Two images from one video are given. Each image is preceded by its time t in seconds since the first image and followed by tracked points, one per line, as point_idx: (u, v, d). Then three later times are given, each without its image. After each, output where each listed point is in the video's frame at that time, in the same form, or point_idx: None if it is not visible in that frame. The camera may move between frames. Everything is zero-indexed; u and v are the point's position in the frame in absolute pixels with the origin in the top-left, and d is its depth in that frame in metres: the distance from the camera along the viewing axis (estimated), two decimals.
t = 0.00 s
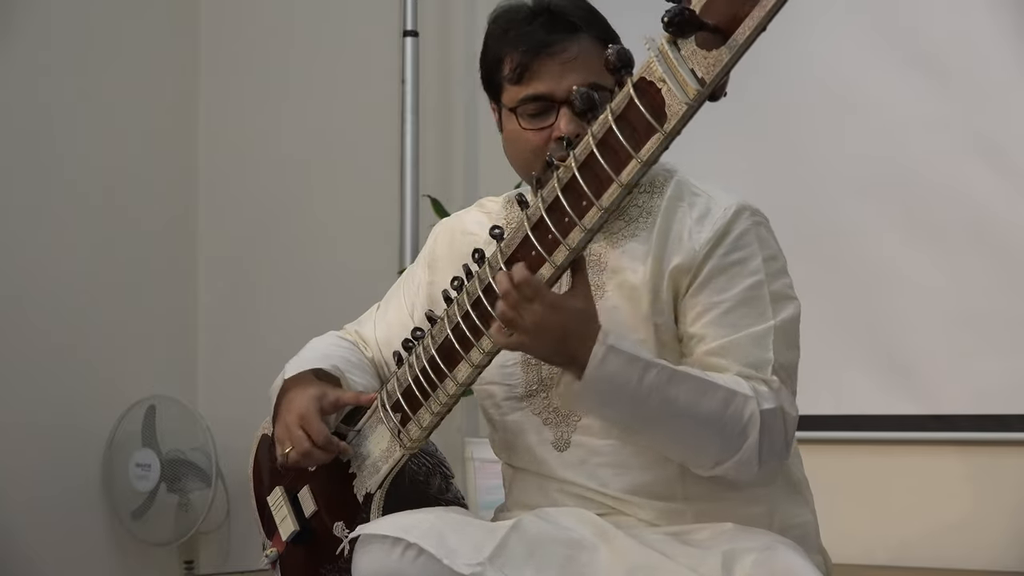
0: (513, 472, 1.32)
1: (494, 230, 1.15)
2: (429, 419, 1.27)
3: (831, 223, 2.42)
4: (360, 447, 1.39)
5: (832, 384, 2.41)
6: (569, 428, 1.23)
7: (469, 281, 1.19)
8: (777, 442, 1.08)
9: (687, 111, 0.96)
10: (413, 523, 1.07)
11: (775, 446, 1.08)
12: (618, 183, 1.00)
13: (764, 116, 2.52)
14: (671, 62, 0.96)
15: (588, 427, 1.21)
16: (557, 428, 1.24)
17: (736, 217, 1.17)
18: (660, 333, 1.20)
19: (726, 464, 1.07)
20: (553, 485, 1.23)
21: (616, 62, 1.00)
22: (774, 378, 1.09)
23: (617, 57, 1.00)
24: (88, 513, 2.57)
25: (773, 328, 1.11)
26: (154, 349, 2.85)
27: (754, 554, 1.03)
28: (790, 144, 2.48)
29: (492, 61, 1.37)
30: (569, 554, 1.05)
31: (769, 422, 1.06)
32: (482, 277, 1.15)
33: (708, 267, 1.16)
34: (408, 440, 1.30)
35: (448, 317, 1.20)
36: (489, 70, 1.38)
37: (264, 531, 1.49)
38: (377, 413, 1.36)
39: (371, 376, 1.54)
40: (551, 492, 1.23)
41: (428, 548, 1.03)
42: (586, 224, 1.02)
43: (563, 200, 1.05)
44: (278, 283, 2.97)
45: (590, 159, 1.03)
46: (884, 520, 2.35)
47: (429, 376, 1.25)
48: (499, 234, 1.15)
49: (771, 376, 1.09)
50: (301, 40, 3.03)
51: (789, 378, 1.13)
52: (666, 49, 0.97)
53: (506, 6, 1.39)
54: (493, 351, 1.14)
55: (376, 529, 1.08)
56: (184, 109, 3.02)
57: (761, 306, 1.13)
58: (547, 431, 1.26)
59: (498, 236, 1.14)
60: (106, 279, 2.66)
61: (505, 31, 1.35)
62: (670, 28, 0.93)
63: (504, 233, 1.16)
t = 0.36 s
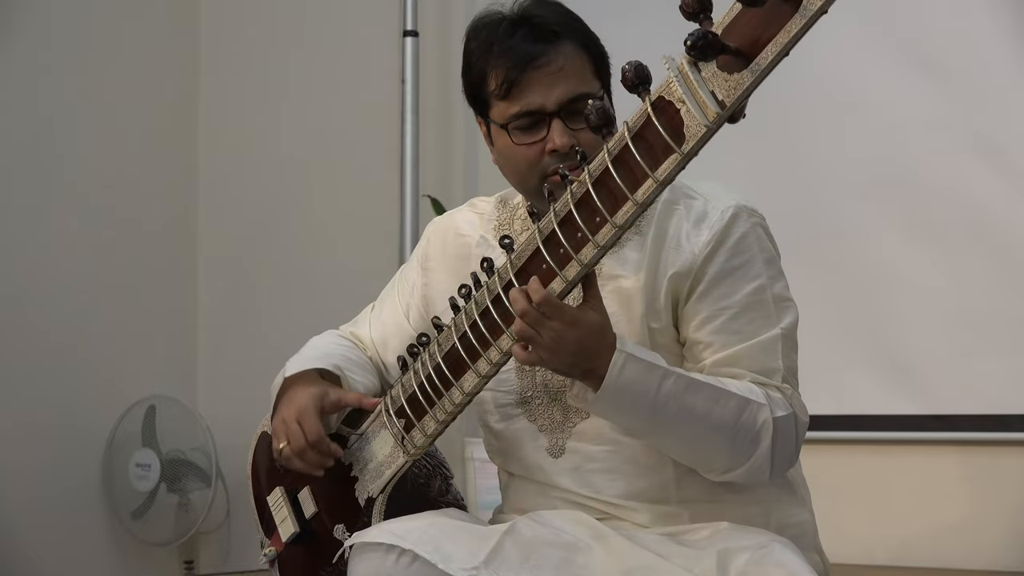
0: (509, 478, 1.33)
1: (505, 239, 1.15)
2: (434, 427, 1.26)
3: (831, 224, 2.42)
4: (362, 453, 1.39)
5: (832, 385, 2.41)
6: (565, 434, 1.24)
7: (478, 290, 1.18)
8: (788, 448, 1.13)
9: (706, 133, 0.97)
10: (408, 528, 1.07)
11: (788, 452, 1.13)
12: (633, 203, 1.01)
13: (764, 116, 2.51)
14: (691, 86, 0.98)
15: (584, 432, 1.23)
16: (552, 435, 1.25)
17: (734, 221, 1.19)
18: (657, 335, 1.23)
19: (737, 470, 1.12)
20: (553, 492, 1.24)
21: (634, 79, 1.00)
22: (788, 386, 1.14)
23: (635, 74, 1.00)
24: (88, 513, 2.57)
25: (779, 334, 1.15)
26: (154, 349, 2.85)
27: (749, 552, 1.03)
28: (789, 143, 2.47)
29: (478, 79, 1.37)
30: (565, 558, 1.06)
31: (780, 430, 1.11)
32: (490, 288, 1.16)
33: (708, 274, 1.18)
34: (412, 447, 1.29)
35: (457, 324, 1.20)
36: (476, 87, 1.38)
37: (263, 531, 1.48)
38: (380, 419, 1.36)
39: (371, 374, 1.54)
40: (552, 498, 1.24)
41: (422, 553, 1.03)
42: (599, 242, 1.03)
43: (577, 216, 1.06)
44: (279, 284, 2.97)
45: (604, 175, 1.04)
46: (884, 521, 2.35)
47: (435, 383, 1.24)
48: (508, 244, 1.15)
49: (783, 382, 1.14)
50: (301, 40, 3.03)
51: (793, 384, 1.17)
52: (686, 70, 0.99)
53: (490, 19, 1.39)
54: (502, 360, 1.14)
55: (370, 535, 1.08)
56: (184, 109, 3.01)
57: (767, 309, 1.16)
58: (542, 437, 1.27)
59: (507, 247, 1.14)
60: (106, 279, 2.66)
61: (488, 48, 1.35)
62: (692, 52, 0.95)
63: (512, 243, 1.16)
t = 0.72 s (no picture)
0: (510, 478, 1.33)
1: (505, 240, 1.14)
2: (434, 428, 1.26)
3: (831, 224, 2.42)
4: (363, 453, 1.39)
5: (832, 385, 2.41)
6: (567, 435, 1.24)
7: (479, 292, 1.19)
8: (789, 448, 1.13)
9: (707, 138, 0.98)
10: (407, 530, 1.07)
11: (789, 451, 1.13)
12: (633, 205, 1.01)
13: (764, 116, 2.51)
14: (694, 89, 0.98)
15: (585, 432, 1.23)
16: (553, 435, 1.25)
17: (735, 220, 1.19)
18: (658, 335, 1.23)
19: (738, 469, 1.12)
20: (554, 492, 1.24)
21: (637, 82, 1.01)
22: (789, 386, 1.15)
23: (638, 77, 1.01)
24: (88, 513, 2.57)
25: (779, 334, 1.15)
26: (154, 349, 2.85)
27: (749, 551, 1.03)
28: (790, 144, 2.47)
29: (479, 81, 1.37)
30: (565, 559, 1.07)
31: (781, 430, 1.11)
32: (491, 290, 1.16)
33: (709, 273, 1.18)
34: (412, 448, 1.29)
35: (458, 326, 1.20)
36: (478, 91, 1.38)
37: (264, 530, 1.48)
38: (381, 420, 1.36)
39: (372, 374, 1.54)
40: (553, 498, 1.25)
41: (422, 555, 1.03)
42: (600, 244, 1.04)
43: (578, 218, 1.06)
44: (279, 284, 2.97)
45: (606, 178, 1.04)
46: (884, 520, 2.35)
47: (435, 385, 1.24)
48: (509, 245, 1.14)
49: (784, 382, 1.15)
50: (301, 40, 3.03)
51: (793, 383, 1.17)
52: (688, 73, 0.99)
53: (487, 20, 1.39)
54: (502, 361, 1.14)
55: (370, 537, 1.08)
56: (183, 110, 3.01)
57: (767, 308, 1.16)
58: (543, 437, 1.27)
59: (508, 249, 1.14)
60: (106, 279, 2.66)
61: (488, 49, 1.35)
62: (695, 56, 0.95)
63: (514, 245, 1.16)
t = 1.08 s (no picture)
0: (508, 476, 1.33)
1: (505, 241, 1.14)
2: (434, 428, 1.26)
3: (830, 224, 2.42)
4: (363, 453, 1.39)
5: (832, 385, 2.41)
6: (566, 432, 1.24)
7: (479, 292, 1.18)
8: (785, 444, 1.14)
9: (708, 138, 0.98)
10: (407, 531, 1.07)
11: (785, 446, 1.14)
12: (634, 206, 1.01)
13: (765, 116, 2.51)
14: (695, 89, 0.98)
15: (584, 430, 1.23)
16: (552, 433, 1.25)
17: (732, 214, 1.20)
18: (658, 330, 1.23)
19: (736, 465, 1.12)
20: (554, 491, 1.24)
21: (637, 82, 1.01)
22: (785, 380, 1.15)
23: (638, 77, 1.01)
24: (88, 513, 2.57)
25: (778, 329, 1.15)
26: (154, 349, 2.85)
27: (748, 551, 1.03)
28: (790, 145, 2.47)
29: (478, 82, 1.37)
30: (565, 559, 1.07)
31: (777, 426, 1.12)
32: (491, 290, 1.16)
33: (708, 267, 1.18)
34: (412, 448, 1.29)
35: (458, 326, 1.20)
36: (478, 92, 1.38)
37: (263, 529, 1.48)
38: (380, 420, 1.36)
39: (371, 373, 1.54)
40: (552, 497, 1.25)
41: (422, 555, 1.03)
42: (601, 245, 1.04)
43: (578, 218, 1.06)
44: (278, 283, 2.97)
45: (606, 178, 1.04)
46: (884, 520, 2.35)
47: (435, 385, 1.24)
48: (509, 246, 1.14)
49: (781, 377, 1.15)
50: (301, 40, 3.03)
51: (791, 379, 1.17)
52: (688, 74, 0.99)
53: (486, 21, 1.39)
54: (503, 361, 1.14)
55: (370, 537, 1.08)
56: (184, 110, 3.02)
57: (765, 302, 1.16)
58: (542, 436, 1.27)
59: (508, 249, 1.14)
60: (106, 279, 2.66)
61: (487, 50, 1.35)
62: (695, 56, 0.95)
63: (514, 245, 1.15)
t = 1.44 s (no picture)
0: (509, 475, 1.33)
1: (506, 240, 1.14)
2: (436, 427, 1.26)
3: (830, 223, 2.42)
4: (363, 452, 1.39)
5: (832, 385, 2.41)
6: (567, 432, 1.24)
7: (481, 291, 1.18)
8: (786, 444, 1.14)
9: (712, 137, 0.98)
10: (406, 530, 1.07)
11: (785, 447, 1.14)
12: (638, 205, 1.01)
13: (765, 116, 2.51)
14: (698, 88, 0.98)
15: (584, 430, 1.23)
16: (553, 434, 1.25)
17: (736, 216, 1.20)
18: (659, 330, 1.23)
19: (735, 466, 1.13)
20: (554, 491, 1.24)
21: (642, 82, 1.01)
22: (786, 381, 1.15)
23: (642, 77, 1.01)
24: (88, 513, 2.57)
25: (779, 331, 1.15)
26: (154, 349, 2.85)
27: (748, 551, 1.03)
28: (790, 146, 2.47)
29: (479, 82, 1.37)
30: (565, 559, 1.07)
31: (777, 426, 1.12)
32: (495, 289, 1.15)
33: (710, 268, 1.18)
34: (414, 447, 1.29)
35: (459, 325, 1.20)
36: (478, 92, 1.38)
37: (263, 529, 1.48)
38: (382, 419, 1.36)
39: (372, 374, 1.54)
40: (552, 497, 1.24)
41: (422, 555, 1.03)
42: (604, 244, 1.04)
43: (581, 218, 1.06)
44: (278, 283, 2.97)
45: (610, 177, 1.04)
46: (884, 520, 2.35)
47: (437, 384, 1.24)
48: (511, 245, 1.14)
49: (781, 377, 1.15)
50: (301, 40, 3.03)
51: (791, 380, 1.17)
52: (692, 73, 0.98)
53: (486, 22, 1.39)
54: (504, 360, 1.14)
55: (370, 537, 1.08)
56: (184, 110, 3.02)
57: (767, 303, 1.16)
58: (542, 436, 1.27)
59: (511, 248, 1.14)
60: (106, 279, 2.66)
61: (488, 52, 1.35)
62: (700, 56, 0.95)
63: (516, 244, 1.15)
